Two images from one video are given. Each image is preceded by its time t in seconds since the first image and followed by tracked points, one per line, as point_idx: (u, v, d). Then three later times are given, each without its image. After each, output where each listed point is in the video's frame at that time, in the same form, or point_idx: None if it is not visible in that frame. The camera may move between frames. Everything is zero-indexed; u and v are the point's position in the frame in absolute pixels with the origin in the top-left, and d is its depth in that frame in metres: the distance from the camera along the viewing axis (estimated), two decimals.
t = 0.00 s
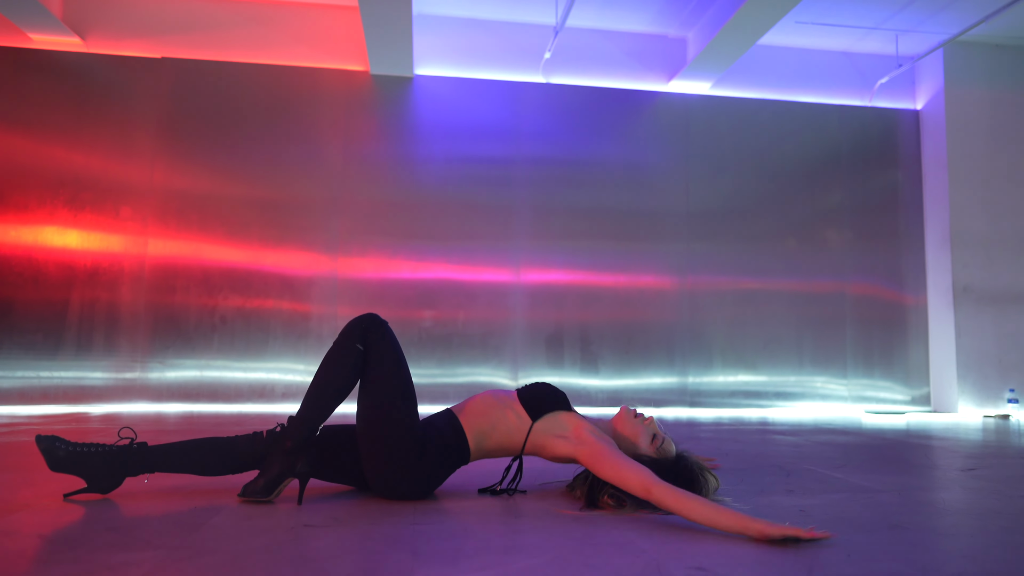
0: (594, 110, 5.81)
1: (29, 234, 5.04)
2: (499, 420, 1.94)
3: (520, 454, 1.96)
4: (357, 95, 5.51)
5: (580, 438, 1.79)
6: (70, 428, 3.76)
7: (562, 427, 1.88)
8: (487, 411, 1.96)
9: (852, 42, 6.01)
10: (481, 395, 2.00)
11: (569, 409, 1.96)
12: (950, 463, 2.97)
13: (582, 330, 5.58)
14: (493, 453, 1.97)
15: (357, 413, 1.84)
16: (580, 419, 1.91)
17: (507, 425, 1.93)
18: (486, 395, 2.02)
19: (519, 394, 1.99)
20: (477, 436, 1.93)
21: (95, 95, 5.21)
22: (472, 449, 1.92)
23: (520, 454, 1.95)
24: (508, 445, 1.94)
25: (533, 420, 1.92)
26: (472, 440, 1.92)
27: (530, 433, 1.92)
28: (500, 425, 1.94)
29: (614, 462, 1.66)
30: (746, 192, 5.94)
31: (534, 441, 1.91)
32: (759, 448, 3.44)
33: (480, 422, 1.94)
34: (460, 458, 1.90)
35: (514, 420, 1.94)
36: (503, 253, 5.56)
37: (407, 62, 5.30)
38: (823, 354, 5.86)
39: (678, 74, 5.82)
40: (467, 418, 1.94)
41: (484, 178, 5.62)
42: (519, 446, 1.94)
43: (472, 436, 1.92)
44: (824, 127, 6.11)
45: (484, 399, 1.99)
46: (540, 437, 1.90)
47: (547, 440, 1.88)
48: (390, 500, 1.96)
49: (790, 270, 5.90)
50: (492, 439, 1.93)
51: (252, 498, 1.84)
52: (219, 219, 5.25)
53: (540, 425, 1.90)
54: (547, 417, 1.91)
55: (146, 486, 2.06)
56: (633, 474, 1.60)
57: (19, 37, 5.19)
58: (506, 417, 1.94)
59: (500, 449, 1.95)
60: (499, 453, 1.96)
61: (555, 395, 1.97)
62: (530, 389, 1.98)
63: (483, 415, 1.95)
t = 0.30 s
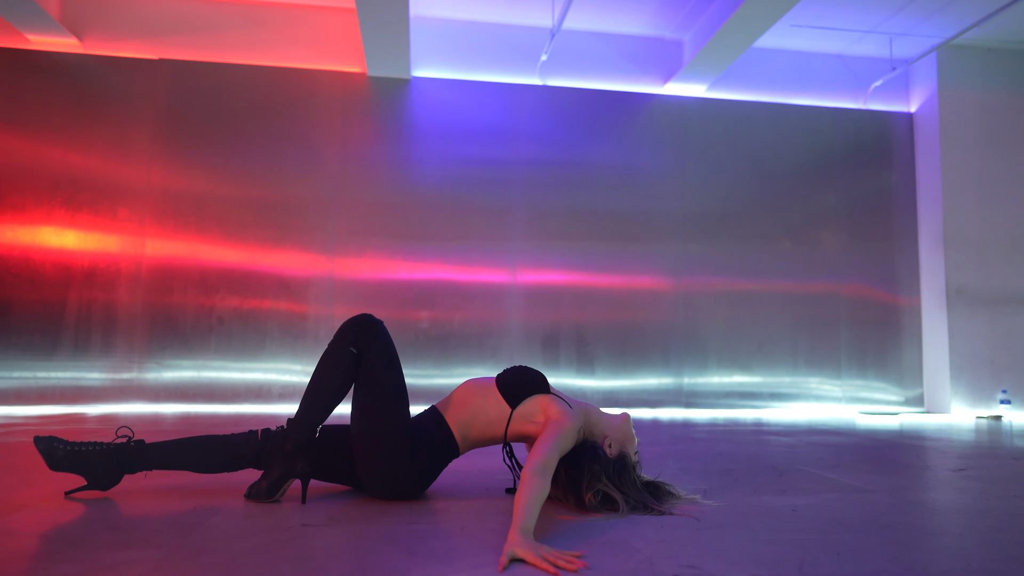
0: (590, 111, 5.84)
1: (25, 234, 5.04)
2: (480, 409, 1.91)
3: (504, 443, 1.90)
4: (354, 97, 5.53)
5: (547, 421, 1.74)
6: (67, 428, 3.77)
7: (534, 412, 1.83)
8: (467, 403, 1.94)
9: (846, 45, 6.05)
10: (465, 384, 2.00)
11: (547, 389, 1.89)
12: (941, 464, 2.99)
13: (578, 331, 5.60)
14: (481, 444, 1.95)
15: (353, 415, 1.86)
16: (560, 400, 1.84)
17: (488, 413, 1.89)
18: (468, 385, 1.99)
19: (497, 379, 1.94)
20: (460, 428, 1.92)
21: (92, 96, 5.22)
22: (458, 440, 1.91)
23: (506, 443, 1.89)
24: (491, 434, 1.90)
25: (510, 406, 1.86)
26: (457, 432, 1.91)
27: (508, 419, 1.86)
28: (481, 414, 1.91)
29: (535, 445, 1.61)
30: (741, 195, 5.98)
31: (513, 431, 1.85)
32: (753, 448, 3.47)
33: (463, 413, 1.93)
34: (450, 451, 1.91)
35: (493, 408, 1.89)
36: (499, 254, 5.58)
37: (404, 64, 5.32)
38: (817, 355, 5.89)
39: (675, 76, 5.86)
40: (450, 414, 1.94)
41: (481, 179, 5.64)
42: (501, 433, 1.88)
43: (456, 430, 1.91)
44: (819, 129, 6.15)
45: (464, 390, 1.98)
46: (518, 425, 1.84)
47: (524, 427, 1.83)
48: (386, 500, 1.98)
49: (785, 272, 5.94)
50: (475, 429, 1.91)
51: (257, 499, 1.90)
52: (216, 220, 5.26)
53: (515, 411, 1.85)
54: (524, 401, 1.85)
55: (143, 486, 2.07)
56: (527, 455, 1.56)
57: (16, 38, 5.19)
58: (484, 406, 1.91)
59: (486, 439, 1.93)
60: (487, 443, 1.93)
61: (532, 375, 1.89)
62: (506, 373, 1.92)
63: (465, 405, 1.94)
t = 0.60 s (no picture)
0: (589, 112, 5.87)
1: (25, 233, 5.04)
2: (485, 406, 1.93)
3: (509, 439, 1.92)
4: (353, 97, 5.54)
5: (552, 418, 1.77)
6: (69, 426, 3.78)
7: (539, 409, 1.86)
8: (473, 399, 1.95)
9: (843, 46, 6.09)
10: (468, 382, 2.01)
11: (551, 387, 1.92)
12: (938, 461, 3.03)
13: (577, 331, 5.63)
14: (485, 441, 1.97)
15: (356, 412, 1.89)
16: (564, 398, 1.87)
17: (494, 410, 1.91)
18: (472, 383, 2.01)
19: (502, 377, 1.96)
20: (466, 425, 1.93)
21: (92, 95, 5.22)
22: (463, 437, 1.93)
23: (512, 439, 1.91)
24: (496, 430, 1.92)
25: (516, 404, 1.88)
26: (462, 430, 1.93)
27: (513, 416, 1.88)
28: (486, 411, 1.93)
29: (540, 441, 1.64)
30: (739, 195, 6.01)
31: (519, 427, 1.88)
32: (751, 446, 3.50)
33: (468, 410, 1.95)
34: (454, 447, 1.93)
35: (499, 405, 1.92)
36: (498, 254, 5.61)
37: (403, 64, 5.34)
38: (814, 354, 5.93)
39: (673, 77, 5.88)
40: (454, 410, 1.96)
41: (480, 179, 5.66)
42: (506, 430, 1.91)
43: (461, 427, 1.93)
44: (816, 130, 6.19)
45: (469, 388, 1.99)
46: (523, 421, 1.87)
47: (530, 424, 1.86)
48: (390, 496, 2.00)
49: (782, 272, 5.97)
50: (481, 426, 1.93)
51: (262, 496, 1.92)
52: (216, 219, 5.27)
53: (521, 408, 1.87)
54: (529, 399, 1.87)
55: (149, 483, 2.09)
56: (533, 450, 1.59)
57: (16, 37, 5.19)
58: (490, 403, 1.93)
59: (490, 436, 1.95)
60: (490, 439, 1.96)
61: (536, 373, 1.92)
62: (511, 371, 1.95)
63: (469, 402, 1.95)
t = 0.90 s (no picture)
0: (588, 112, 5.88)
1: (24, 233, 5.04)
2: (484, 404, 1.94)
3: (507, 438, 1.94)
4: (352, 96, 5.55)
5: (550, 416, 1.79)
6: (67, 425, 3.78)
7: (538, 407, 1.87)
8: (473, 398, 1.96)
9: (841, 47, 6.11)
10: (468, 380, 2.02)
11: (550, 385, 1.93)
12: (934, 461, 3.05)
13: (575, 331, 5.64)
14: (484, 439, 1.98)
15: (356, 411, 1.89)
16: (563, 396, 1.88)
17: (493, 409, 1.92)
18: (472, 381, 2.02)
19: (502, 375, 1.97)
20: (465, 423, 1.94)
21: (91, 94, 5.22)
22: (462, 436, 1.94)
23: (510, 438, 1.92)
24: (495, 429, 1.93)
25: (514, 402, 1.89)
26: (461, 428, 1.94)
27: (512, 415, 1.89)
28: (486, 410, 1.93)
29: (539, 439, 1.65)
30: (737, 195, 6.03)
31: (517, 426, 1.89)
32: (749, 446, 3.51)
33: (467, 409, 1.95)
34: (453, 446, 1.94)
35: (498, 404, 1.92)
36: (497, 254, 5.62)
37: (402, 64, 5.34)
38: (812, 354, 5.95)
39: (671, 77, 5.90)
40: (453, 409, 1.96)
41: (478, 179, 5.67)
42: (504, 429, 1.92)
43: (460, 426, 1.94)
44: (814, 130, 6.21)
45: (469, 386, 2.00)
46: (521, 420, 1.88)
47: (528, 422, 1.87)
48: (389, 495, 2.01)
49: (780, 272, 5.99)
50: (480, 425, 1.94)
51: (263, 495, 1.92)
52: (214, 219, 5.27)
53: (520, 407, 1.88)
54: (528, 397, 1.89)
55: (149, 482, 2.09)
56: (532, 449, 1.60)
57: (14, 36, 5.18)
58: (489, 401, 1.93)
59: (489, 434, 1.96)
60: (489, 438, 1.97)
61: (536, 371, 1.93)
62: (511, 369, 1.96)
63: (468, 401, 1.96)
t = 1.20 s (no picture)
0: (586, 110, 5.89)
1: (21, 231, 5.02)
2: (485, 400, 1.94)
3: (508, 434, 1.94)
4: (351, 94, 5.54)
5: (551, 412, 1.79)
6: (65, 423, 3.77)
7: (539, 403, 1.88)
8: (474, 394, 1.96)
9: (838, 46, 6.13)
10: (469, 376, 2.02)
11: (550, 381, 1.94)
12: (931, 457, 3.06)
13: (573, 329, 5.65)
14: (484, 435, 1.99)
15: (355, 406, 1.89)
16: (564, 391, 1.89)
17: (495, 404, 1.93)
18: (472, 377, 2.02)
19: (502, 371, 1.98)
20: (466, 420, 1.95)
21: (88, 92, 5.21)
22: (463, 432, 1.94)
23: (511, 434, 1.93)
24: (497, 425, 1.94)
25: (515, 397, 1.90)
26: (462, 424, 1.94)
27: (514, 410, 1.90)
28: (487, 405, 1.94)
29: (540, 434, 1.66)
30: (735, 194, 6.04)
31: (518, 422, 1.90)
32: (747, 443, 3.52)
33: (468, 404, 1.96)
34: (454, 441, 1.94)
35: (499, 399, 1.93)
36: (495, 252, 5.62)
37: (401, 62, 5.34)
38: (809, 352, 5.97)
39: (669, 76, 5.91)
40: (454, 405, 1.97)
41: (476, 177, 5.67)
42: (505, 424, 1.92)
43: (462, 422, 1.94)
44: (812, 129, 6.22)
45: (470, 382, 2.01)
46: (522, 416, 1.89)
47: (529, 418, 1.88)
48: (390, 491, 2.01)
49: (777, 271, 6.01)
50: (481, 421, 1.94)
51: (263, 491, 1.93)
52: (212, 217, 5.26)
53: (521, 403, 1.89)
54: (529, 393, 1.90)
55: (150, 478, 2.09)
56: (534, 444, 1.60)
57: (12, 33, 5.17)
58: (490, 397, 1.94)
59: (490, 430, 1.96)
60: (490, 433, 1.97)
61: (537, 367, 1.95)
62: (512, 364, 1.97)
63: (469, 397, 1.96)
